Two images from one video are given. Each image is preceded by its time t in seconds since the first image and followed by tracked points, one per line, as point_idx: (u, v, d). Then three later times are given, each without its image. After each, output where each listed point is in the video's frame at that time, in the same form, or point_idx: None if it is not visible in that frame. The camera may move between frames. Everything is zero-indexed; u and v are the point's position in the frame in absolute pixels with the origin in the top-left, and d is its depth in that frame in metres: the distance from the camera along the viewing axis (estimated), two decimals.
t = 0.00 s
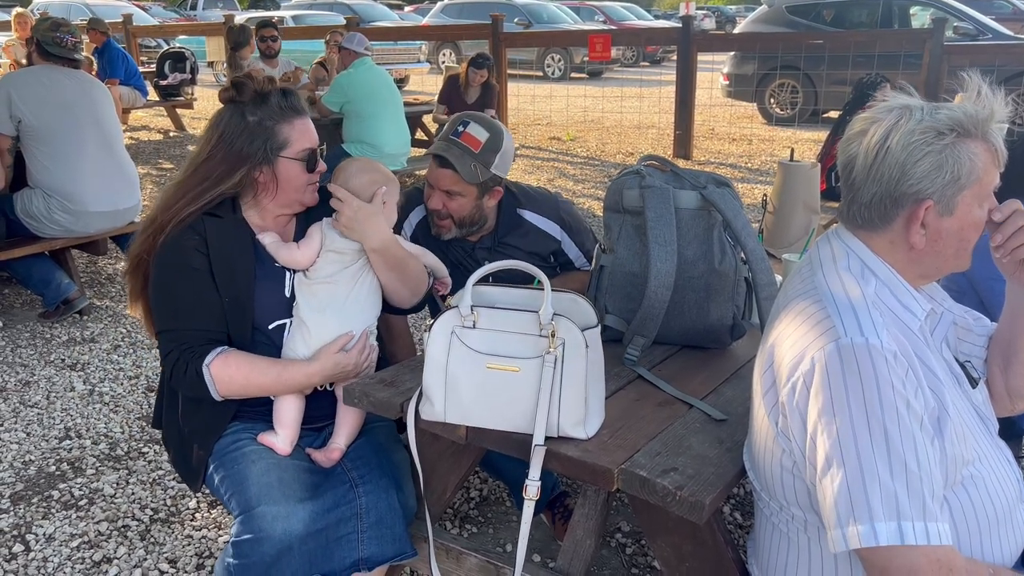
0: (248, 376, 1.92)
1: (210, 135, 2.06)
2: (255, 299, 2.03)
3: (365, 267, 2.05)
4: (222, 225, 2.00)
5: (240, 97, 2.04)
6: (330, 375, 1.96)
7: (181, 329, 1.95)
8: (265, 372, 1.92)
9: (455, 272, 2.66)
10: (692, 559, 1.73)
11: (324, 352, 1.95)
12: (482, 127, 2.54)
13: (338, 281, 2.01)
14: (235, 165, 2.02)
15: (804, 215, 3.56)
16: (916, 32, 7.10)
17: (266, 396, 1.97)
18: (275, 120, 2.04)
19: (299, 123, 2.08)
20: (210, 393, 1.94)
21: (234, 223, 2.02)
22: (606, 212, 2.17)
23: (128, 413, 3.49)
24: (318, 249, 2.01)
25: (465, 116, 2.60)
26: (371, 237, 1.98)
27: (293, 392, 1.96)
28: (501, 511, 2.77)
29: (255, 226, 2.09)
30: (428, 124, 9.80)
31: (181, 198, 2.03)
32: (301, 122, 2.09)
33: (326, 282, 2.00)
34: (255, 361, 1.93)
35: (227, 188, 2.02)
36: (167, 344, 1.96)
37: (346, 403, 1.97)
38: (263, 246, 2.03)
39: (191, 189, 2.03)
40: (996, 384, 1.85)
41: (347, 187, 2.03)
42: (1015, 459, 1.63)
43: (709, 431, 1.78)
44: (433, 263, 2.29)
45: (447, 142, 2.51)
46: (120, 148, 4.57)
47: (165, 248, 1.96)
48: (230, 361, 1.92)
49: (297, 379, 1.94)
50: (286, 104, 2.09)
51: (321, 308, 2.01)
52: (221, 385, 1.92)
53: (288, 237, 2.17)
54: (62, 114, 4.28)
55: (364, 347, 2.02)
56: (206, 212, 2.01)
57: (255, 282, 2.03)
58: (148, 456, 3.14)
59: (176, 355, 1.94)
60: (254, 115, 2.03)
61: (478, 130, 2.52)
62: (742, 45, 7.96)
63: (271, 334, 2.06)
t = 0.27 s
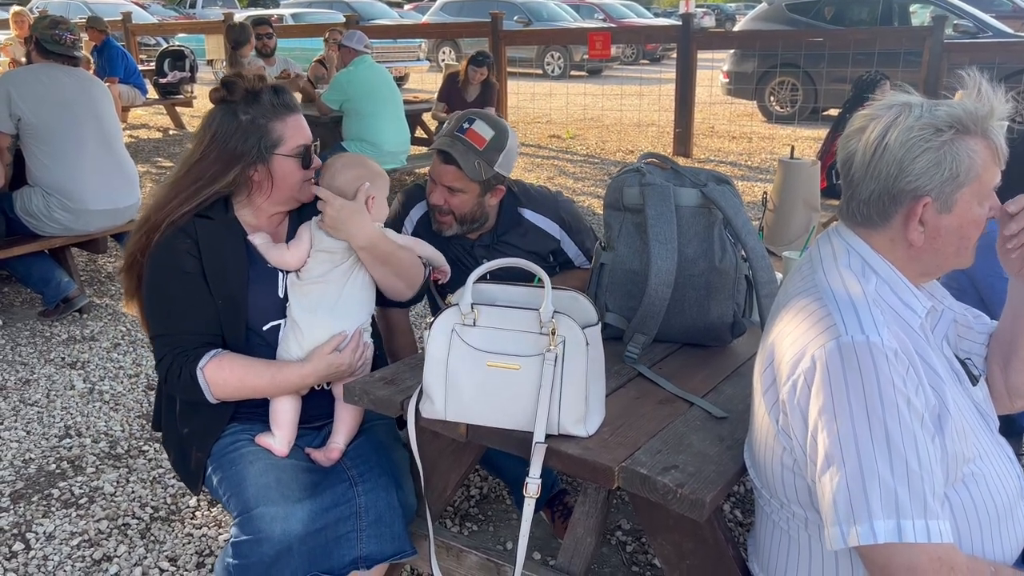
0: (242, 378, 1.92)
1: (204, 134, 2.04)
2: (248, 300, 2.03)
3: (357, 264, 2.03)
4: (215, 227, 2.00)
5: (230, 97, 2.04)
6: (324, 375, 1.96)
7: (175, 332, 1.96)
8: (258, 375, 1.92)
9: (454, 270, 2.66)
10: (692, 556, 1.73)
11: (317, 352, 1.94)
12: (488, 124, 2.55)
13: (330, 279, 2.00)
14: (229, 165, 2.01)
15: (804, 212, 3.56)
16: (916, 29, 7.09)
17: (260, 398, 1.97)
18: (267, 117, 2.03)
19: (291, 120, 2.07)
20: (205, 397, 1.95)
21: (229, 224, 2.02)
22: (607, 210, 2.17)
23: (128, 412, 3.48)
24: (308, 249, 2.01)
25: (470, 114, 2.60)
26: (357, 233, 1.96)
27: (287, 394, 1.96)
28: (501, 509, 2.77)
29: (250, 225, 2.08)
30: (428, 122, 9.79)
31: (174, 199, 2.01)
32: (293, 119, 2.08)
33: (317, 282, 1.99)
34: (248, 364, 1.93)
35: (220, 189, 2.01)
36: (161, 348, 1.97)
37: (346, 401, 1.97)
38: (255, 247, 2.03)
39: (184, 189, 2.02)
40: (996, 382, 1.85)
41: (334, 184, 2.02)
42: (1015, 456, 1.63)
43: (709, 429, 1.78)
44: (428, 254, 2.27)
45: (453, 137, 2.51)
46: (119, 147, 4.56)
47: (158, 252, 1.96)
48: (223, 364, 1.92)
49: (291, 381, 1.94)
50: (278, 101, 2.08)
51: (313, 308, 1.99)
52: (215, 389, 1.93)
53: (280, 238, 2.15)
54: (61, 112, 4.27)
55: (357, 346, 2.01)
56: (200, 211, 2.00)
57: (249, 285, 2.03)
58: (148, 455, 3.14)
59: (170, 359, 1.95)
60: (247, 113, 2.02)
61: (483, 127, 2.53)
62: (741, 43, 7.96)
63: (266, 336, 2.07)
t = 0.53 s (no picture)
0: (233, 380, 1.92)
1: (196, 132, 2.05)
2: (240, 298, 2.03)
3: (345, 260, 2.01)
4: (207, 226, 1.99)
5: (219, 96, 2.03)
6: (315, 377, 1.95)
7: (167, 333, 1.96)
8: (250, 377, 1.92)
9: (453, 268, 2.65)
10: (692, 554, 1.73)
11: (307, 355, 1.94)
12: (490, 122, 2.55)
13: (319, 278, 1.99)
14: (221, 162, 2.01)
15: (804, 210, 3.55)
16: (915, 26, 7.08)
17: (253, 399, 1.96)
18: (257, 111, 2.02)
19: (280, 110, 2.06)
20: (197, 398, 1.94)
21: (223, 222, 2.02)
22: (606, 207, 2.16)
23: (127, 410, 3.48)
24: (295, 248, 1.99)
25: (473, 112, 2.60)
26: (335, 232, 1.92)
27: (278, 395, 1.96)
28: (501, 507, 2.77)
29: (243, 221, 2.09)
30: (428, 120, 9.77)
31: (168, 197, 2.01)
32: (281, 109, 2.07)
33: (305, 281, 1.98)
34: (240, 364, 1.93)
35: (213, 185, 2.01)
36: (154, 348, 1.96)
37: (346, 399, 1.97)
38: (245, 246, 2.02)
39: (177, 187, 2.02)
40: (996, 379, 1.84)
41: (318, 182, 1.97)
42: (1016, 453, 1.62)
43: (709, 426, 1.78)
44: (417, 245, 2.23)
45: (454, 134, 2.50)
46: (118, 145, 4.56)
47: (149, 251, 1.95)
48: (215, 365, 1.92)
49: (282, 382, 1.93)
50: (265, 94, 2.07)
51: (302, 308, 1.98)
52: (206, 390, 1.93)
53: (272, 236, 2.14)
54: (59, 110, 4.27)
55: (349, 346, 2.00)
56: (194, 208, 2.01)
57: (242, 284, 2.03)
58: (147, 453, 3.14)
59: (162, 360, 1.95)
60: (236, 109, 2.02)
61: (485, 125, 2.52)
62: (741, 40, 7.95)
63: (259, 335, 2.06)
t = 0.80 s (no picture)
0: (223, 379, 1.91)
1: (194, 127, 2.04)
2: (233, 296, 2.02)
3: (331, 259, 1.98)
4: (201, 223, 1.99)
5: (217, 90, 2.03)
6: (305, 379, 1.93)
7: (157, 328, 1.95)
8: (239, 377, 1.91)
9: (452, 266, 2.64)
10: (691, 552, 1.73)
11: (297, 357, 1.92)
12: (491, 121, 2.54)
13: (306, 278, 1.97)
14: (218, 156, 2.00)
15: (803, 207, 3.55)
16: (914, 24, 7.07)
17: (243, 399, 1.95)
18: (255, 107, 2.03)
19: (277, 108, 2.07)
20: (186, 395, 1.93)
21: (217, 220, 2.02)
22: (605, 204, 2.16)
23: (125, 408, 3.48)
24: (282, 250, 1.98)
25: (475, 111, 2.60)
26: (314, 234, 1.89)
27: (268, 395, 1.94)
28: (500, 505, 2.77)
29: (238, 218, 2.08)
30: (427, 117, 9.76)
31: (165, 190, 2.01)
32: (278, 106, 2.07)
33: (293, 282, 1.97)
34: (231, 364, 1.91)
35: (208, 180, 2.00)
36: (145, 343, 1.95)
37: (343, 397, 1.97)
38: (238, 245, 2.02)
39: (175, 181, 2.02)
40: (998, 368, 1.85)
41: (300, 181, 1.97)
42: (1015, 450, 1.62)
43: (707, 424, 1.77)
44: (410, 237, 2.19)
45: (456, 133, 2.50)
46: (116, 143, 4.55)
47: (142, 247, 1.95)
48: (205, 364, 1.90)
49: (272, 383, 1.92)
50: (264, 92, 2.08)
51: (290, 309, 1.97)
52: (196, 387, 1.91)
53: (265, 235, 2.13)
54: (58, 107, 4.26)
55: (339, 348, 1.97)
56: (188, 203, 2.01)
57: (235, 283, 2.02)
58: (145, 451, 3.13)
59: (152, 356, 1.94)
60: (233, 104, 2.01)
61: (486, 125, 2.52)
62: (740, 38, 7.94)
63: (251, 334, 2.05)
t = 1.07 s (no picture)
0: (220, 377, 1.89)
1: (195, 124, 2.05)
2: (229, 294, 2.00)
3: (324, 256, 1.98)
4: (200, 219, 2.00)
5: (218, 88, 2.05)
6: (303, 377, 1.93)
7: (155, 325, 1.94)
8: (236, 374, 1.90)
9: (451, 265, 2.64)
10: (689, 549, 1.73)
11: (295, 355, 1.91)
12: (493, 122, 2.53)
13: (301, 275, 1.97)
14: (218, 152, 2.01)
15: (802, 204, 3.54)
16: (913, 21, 7.06)
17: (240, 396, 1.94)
18: (255, 103, 2.03)
19: (278, 106, 2.07)
20: (183, 392, 1.92)
21: (216, 216, 2.02)
22: (604, 201, 2.16)
23: (125, 406, 3.48)
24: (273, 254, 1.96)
25: (477, 111, 2.60)
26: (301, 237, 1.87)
27: (265, 393, 1.93)
28: (499, 502, 2.77)
29: (236, 215, 2.06)
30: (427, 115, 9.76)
31: (166, 185, 2.02)
32: (279, 104, 2.08)
33: (288, 281, 1.97)
34: (229, 360, 1.90)
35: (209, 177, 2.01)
36: (142, 338, 1.94)
37: (342, 394, 1.97)
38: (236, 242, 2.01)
39: (178, 176, 2.03)
40: (1005, 358, 1.84)
41: (289, 179, 1.96)
42: (1013, 447, 1.62)
43: (706, 421, 1.77)
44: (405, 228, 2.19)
45: (457, 133, 2.50)
46: (114, 141, 4.55)
47: (141, 243, 1.95)
48: (202, 361, 1.89)
49: (269, 381, 1.91)
50: (264, 89, 2.08)
51: (285, 308, 1.97)
52: (193, 383, 1.90)
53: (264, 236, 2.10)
54: (56, 105, 4.26)
55: (335, 348, 1.97)
56: (187, 199, 2.01)
57: (232, 281, 2.01)
58: (145, 449, 3.13)
59: (149, 352, 1.92)
60: (234, 102, 2.02)
61: (488, 126, 2.51)
62: (739, 35, 7.94)
63: (247, 331, 2.04)
